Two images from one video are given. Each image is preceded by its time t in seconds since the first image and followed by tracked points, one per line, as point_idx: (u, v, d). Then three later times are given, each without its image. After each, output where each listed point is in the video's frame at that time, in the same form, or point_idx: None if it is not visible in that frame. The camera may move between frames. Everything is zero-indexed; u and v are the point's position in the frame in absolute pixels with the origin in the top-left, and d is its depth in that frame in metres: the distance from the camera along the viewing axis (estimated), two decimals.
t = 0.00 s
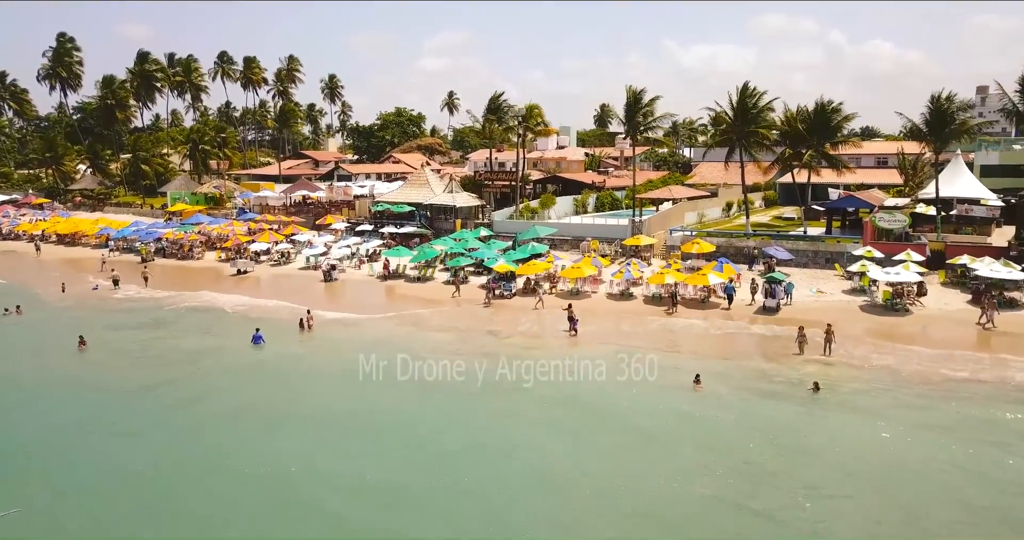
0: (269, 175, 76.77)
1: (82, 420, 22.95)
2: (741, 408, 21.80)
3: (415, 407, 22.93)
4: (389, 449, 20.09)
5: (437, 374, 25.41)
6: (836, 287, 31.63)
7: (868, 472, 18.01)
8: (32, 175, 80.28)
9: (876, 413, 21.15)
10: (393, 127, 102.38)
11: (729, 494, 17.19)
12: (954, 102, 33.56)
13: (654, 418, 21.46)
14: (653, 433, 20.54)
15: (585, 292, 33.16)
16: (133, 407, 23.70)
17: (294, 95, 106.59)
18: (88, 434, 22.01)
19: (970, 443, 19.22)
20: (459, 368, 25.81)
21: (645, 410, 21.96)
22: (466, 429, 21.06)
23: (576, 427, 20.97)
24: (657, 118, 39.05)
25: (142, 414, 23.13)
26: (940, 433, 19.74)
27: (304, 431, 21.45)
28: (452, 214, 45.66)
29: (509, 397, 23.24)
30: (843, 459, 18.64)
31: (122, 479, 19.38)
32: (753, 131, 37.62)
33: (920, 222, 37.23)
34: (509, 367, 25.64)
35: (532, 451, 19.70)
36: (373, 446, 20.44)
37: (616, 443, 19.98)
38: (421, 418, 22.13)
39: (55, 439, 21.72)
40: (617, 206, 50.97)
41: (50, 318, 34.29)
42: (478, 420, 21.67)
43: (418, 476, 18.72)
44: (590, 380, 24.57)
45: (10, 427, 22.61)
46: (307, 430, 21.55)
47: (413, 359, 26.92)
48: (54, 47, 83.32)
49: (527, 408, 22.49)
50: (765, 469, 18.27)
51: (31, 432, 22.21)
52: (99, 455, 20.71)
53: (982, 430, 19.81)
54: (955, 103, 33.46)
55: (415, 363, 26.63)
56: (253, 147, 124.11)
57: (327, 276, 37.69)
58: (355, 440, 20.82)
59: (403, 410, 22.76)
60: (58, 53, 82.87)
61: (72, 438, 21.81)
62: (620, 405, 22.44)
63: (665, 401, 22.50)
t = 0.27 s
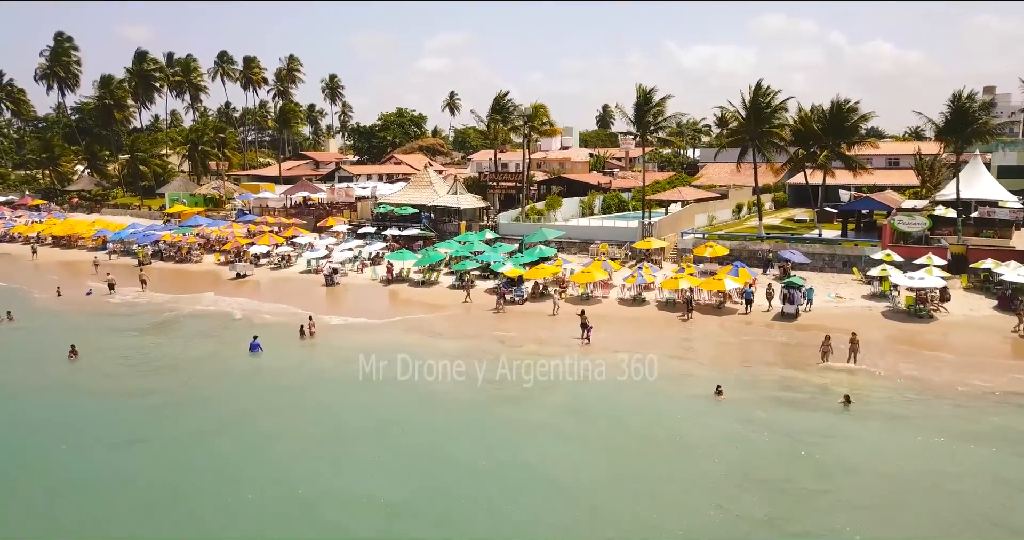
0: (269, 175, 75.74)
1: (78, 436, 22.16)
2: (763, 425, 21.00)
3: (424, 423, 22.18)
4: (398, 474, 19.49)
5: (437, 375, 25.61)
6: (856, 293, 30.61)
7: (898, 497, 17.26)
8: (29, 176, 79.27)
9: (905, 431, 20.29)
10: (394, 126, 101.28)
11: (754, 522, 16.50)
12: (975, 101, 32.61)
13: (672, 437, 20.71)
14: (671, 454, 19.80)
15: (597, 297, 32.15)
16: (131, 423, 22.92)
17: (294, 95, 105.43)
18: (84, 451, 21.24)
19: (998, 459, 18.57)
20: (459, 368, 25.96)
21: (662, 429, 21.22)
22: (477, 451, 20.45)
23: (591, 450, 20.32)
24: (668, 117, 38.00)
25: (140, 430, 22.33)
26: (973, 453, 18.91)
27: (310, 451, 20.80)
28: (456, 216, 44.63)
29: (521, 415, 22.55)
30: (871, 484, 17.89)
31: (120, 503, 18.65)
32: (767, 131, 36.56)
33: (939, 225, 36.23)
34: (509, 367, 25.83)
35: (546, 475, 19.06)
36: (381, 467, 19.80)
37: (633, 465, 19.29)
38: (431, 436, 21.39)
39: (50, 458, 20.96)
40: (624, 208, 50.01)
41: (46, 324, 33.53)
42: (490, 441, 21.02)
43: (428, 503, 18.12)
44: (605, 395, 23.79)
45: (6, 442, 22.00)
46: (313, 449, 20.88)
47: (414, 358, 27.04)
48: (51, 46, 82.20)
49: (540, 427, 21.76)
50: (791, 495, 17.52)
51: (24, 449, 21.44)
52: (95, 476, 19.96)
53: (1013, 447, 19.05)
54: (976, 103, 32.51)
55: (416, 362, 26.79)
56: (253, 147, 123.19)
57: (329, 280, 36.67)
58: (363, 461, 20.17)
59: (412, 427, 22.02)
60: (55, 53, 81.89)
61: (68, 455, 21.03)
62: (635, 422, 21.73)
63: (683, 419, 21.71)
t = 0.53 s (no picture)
0: (269, 176, 74.90)
1: (72, 447, 21.25)
2: (790, 436, 20.03)
3: (434, 433, 21.22)
4: (409, 487, 18.53)
5: (437, 375, 25.28)
6: (874, 298, 29.68)
7: (939, 514, 16.30)
8: (27, 177, 78.49)
9: (940, 442, 19.31)
10: (395, 127, 100.39)
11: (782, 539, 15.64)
12: (994, 100, 31.86)
13: (695, 448, 19.75)
14: (695, 467, 18.85)
15: (606, 302, 31.27)
16: (127, 432, 22.00)
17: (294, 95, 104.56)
18: (78, 462, 20.33)
19: None
20: (459, 368, 25.63)
21: (684, 440, 20.28)
22: (491, 462, 19.50)
23: (611, 461, 19.35)
24: (677, 117, 37.17)
25: (137, 441, 21.42)
26: (1014, 467, 17.95)
27: (315, 462, 19.87)
28: (460, 218, 43.63)
29: (536, 424, 21.63)
30: (910, 499, 16.90)
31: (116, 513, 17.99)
32: (779, 130, 35.70)
33: (956, 227, 35.33)
34: (509, 368, 25.51)
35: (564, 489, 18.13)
36: (387, 477, 18.98)
37: (657, 479, 18.32)
38: (441, 447, 20.44)
39: (42, 468, 20.03)
40: (631, 209, 49.23)
41: (40, 327, 32.75)
42: (505, 452, 20.04)
43: (441, 517, 17.19)
44: (622, 403, 22.82)
45: None
46: (319, 460, 19.96)
47: (413, 358, 26.72)
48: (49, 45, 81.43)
49: (556, 437, 20.80)
50: (824, 512, 16.57)
51: (15, 459, 20.49)
52: (90, 489, 19.03)
53: None
54: (994, 102, 31.76)
55: (415, 362, 26.47)
56: (252, 148, 122.31)
57: (330, 283, 35.76)
58: (371, 474, 19.21)
59: (422, 436, 21.07)
60: (53, 52, 80.97)
61: (61, 466, 20.10)
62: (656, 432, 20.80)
63: (705, 430, 20.76)
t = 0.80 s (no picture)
0: (270, 177, 74.11)
1: (66, 460, 20.32)
2: (819, 449, 19.05)
3: (437, 437, 20.63)
4: (421, 502, 17.56)
5: (437, 375, 25.00)
6: (893, 303, 28.78)
7: (978, 531, 15.42)
8: (25, 178, 77.76)
9: (979, 455, 18.32)
10: (396, 127, 99.55)
11: None
12: (1015, 99, 31.09)
13: (720, 462, 18.77)
14: (722, 481, 17.87)
15: (617, 307, 30.39)
16: (123, 444, 21.06)
17: (295, 95, 103.76)
18: (72, 473, 19.52)
19: None
20: (459, 368, 25.36)
21: (698, 447, 19.58)
22: (506, 475, 18.51)
23: (632, 474, 18.37)
24: (687, 117, 36.39)
25: (134, 450, 20.61)
26: None
27: (322, 475, 18.91)
28: (463, 219, 42.57)
29: (552, 434, 20.67)
30: (953, 516, 15.89)
31: (112, 516, 17.68)
32: (792, 130, 34.90)
33: (974, 229, 34.45)
34: (509, 368, 25.23)
35: (583, 505, 17.19)
36: (388, 481, 18.49)
37: (671, 488, 17.62)
38: (449, 455, 19.63)
39: (34, 480, 19.23)
40: (638, 211, 48.40)
41: (35, 331, 32.03)
42: (520, 464, 19.05)
43: (446, 525, 16.60)
44: (642, 412, 21.81)
45: None
46: (325, 473, 18.99)
47: (413, 358, 26.45)
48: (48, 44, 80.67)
49: (573, 448, 19.82)
50: (863, 531, 15.59)
51: (7, 469, 19.82)
52: (84, 507, 18.10)
53: None
54: (1016, 100, 30.99)
55: (415, 363, 26.19)
56: (253, 149, 121.37)
57: (333, 287, 34.90)
58: (380, 488, 18.23)
59: (433, 447, 20.09)
60: (52, 52, 80.22)
61: (53, 475, 19.43)
62: (678, 444, 19.80)
63: (729, 442, 19.80)
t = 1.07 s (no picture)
0: (271, 178, 73.23)
1: (58, 470, 19.20)
2: (854, 463, 18.06)
3: (443, 442, 19.99)
4: (434, 519, 16.61)
5: (437, 374, 24.64)
6: (916, 308, 27.88)
7: None
8: (23, 179, 76.84)
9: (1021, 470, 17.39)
10: (398, 128, 98.69)
11: None
12: None
13: (750, 475, 17.76)
14: (755, 498, 16.82)
15: (631, 313, 29.48)
16: (119, 454, 19.99)
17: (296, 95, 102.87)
18: (66, 481, 18.76)
19: None
20: (459, 368, 25.02)
21: (718, 456, 18.82)
22: (522, 487, 17.63)
23: (659, 489, 17.33)
24: (700, 117, 35.58)
25: (130, 457, 19.84)
26: None
27: (330, 488, 17.90)
28: (469, 221, 41.71)
29: (570, 444, 19.67)
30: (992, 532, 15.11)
31: (107, 517, 17.18)
32: (807, 130, 34.07)
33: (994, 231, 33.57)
34: (509, 367, 24.90)
35: (599, 516, 16.49)
36: (392, 486, 17.93)
37: (691, 500, 16.88)
38: (457, 462, 18.96)
39: (27, 488, 18.48)
40: (646, 213, 47.49)
41: (30, 334, 31.18)
42: (538, 479, 18.02)
43: (447, 526, 16.33)
44: (663, 422, 20.80)
45: None
46: (333, 486, 17.96)
47: (413, 358, 26.12)
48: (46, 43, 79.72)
49: (594, 461, 18.76)
50: None
51: None
52: (76, 523, 17.00)
53: None
54: None
55: (415, 363, 25.81)
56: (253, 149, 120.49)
57: (336, 291, 33.98)
58: (391, 504, 17.17)
59: (446, 460, 19.05)
60: (50, 51, 79.33)
61: (46, 483, 18.65)
62: (705, 456, 18.75)
63: (758, 453, 18.80)
